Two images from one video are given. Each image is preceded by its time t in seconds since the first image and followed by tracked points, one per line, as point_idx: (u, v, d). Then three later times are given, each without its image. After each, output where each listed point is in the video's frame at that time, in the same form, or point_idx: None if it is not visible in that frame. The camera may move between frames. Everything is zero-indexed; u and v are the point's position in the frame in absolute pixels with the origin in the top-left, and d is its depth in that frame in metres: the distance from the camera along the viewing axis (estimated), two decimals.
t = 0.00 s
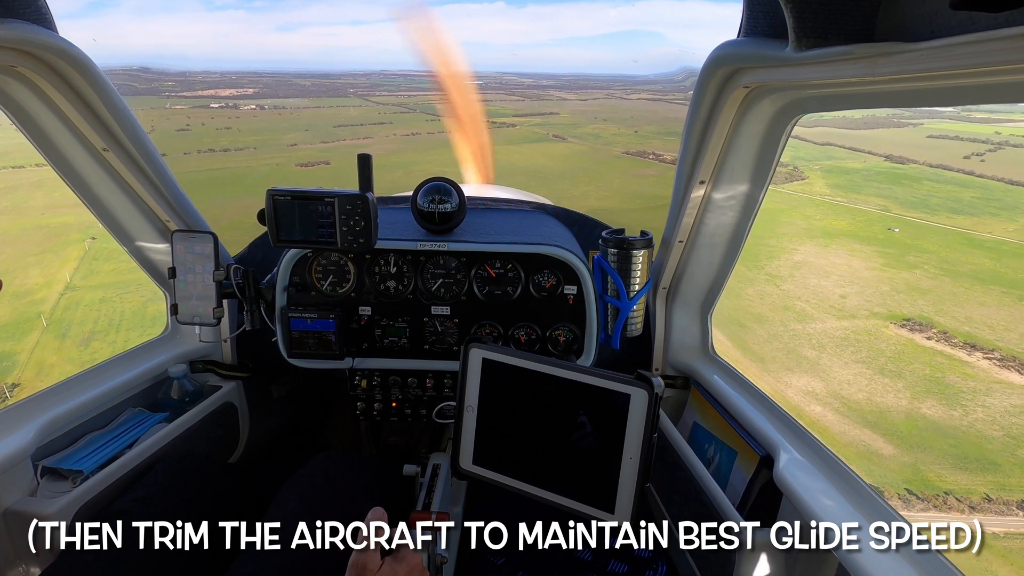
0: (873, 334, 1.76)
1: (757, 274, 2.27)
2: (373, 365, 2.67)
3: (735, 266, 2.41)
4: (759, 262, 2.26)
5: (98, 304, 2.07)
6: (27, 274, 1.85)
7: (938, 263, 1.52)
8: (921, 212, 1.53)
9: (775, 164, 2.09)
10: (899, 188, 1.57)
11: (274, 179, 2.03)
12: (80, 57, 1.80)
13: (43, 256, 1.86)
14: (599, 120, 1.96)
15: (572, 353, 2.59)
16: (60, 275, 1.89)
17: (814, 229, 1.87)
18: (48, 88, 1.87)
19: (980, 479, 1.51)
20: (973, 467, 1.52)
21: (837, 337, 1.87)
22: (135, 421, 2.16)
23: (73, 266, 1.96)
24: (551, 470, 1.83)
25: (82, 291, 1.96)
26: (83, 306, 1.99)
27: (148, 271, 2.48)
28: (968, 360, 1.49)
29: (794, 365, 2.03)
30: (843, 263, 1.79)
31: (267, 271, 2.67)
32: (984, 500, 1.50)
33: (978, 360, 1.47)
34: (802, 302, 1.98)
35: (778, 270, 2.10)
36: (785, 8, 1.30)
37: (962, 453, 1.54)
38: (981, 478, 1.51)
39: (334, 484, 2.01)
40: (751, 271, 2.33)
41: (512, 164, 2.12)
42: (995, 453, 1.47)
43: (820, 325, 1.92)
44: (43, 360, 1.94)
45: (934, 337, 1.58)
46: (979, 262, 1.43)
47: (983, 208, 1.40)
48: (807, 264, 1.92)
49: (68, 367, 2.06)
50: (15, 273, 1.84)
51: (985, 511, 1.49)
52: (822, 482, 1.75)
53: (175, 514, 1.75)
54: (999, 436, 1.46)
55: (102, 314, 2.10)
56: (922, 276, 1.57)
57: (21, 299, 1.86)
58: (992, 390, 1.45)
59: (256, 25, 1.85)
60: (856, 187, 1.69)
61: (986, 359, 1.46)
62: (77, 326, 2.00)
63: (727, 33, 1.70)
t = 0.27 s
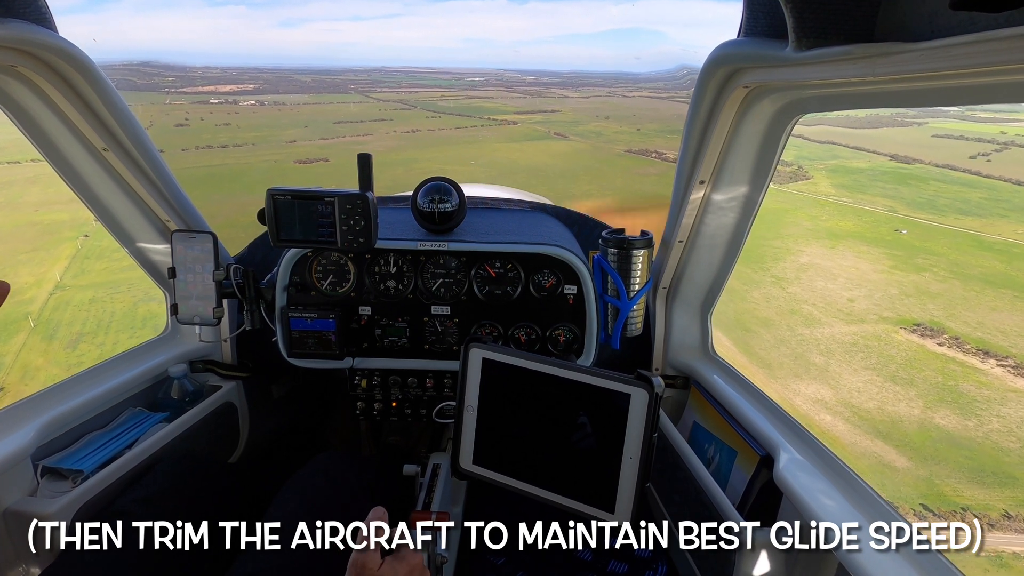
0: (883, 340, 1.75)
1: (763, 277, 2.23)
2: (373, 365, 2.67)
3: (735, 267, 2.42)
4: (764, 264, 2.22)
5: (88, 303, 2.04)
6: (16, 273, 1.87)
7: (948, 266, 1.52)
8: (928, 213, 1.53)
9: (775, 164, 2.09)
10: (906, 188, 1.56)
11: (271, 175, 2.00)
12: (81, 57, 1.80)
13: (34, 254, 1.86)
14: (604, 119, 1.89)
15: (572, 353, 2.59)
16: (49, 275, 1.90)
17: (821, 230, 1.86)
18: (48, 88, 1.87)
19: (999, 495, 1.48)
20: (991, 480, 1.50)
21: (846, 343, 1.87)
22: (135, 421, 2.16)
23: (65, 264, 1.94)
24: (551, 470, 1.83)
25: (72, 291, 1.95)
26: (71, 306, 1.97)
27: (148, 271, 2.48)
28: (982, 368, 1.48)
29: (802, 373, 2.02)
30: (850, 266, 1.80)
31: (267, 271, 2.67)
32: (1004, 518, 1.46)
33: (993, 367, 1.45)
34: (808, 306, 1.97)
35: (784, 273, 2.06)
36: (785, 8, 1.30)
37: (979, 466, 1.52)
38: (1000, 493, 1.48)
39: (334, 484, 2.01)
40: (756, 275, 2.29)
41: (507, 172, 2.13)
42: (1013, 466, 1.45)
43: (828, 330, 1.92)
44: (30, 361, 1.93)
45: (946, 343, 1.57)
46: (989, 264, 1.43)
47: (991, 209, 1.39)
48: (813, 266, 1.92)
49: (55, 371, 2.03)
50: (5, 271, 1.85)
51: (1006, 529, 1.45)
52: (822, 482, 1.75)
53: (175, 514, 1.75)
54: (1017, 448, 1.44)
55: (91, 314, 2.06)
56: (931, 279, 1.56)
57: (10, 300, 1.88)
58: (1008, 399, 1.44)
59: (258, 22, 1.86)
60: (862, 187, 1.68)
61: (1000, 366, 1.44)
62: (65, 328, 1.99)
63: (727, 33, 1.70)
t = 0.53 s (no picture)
0: (891, 343, 1.75)
1: (768, 278, 2.21)
2: (373, 365, 2.67)
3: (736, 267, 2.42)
4: (769, 265, 2.19)
5: (75, 304, 2.01)
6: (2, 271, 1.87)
7: (955, 267, 1.52)
8: (933, 212, 1.54)
9: (775, 164, 2.09)
10: (909, 186, 1.58)
11: (263, 171, 1.95)
12: (80, 57, 1.80)
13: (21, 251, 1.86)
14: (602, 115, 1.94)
15: (572, 353, 2.59)
16: (37, 275, 1.90)
17: (824, 229, 1.88)
18: (48, 89, 1.87)
19: (1015, 508, 1.45)
20: (1008, 494, 1.46)
21: (853, 347, 1.86)
22: (135, 421, 2.17)
23: (53, 263, 1.92)
24: (551, 470, 1.83)
25: (59, 291, 1.94)
26: (58, 306, 1.96)
27: (148, 271, 2.48)
28: (993, 372, 1.47)
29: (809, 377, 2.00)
30: (856, 266, 1.81)
31: (267, 271, 2.67)
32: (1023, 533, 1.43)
33: (1004, 372, 1.45)
34: (813, 307, 1.98)
35: (789, 274, 2.06)
36: (785, 8, 1.30)
37: (993, 477, 1.49)
38: (1017, 507, 1.45)
39: (334, 484, 2.01)
40: (761, 275, 2.26)
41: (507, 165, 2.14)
42: None
43: (834, 333, 1.92)
44: (12, 364, 1.89)
45: (955, 347, 1.56)
46: (998, 266, 1.44)
47: (997, 209, 1.39)
48: (818, 266, 1.93)
49: (38, 376, 1.97)
50: None
51: None
52: (822, 482, 1.75)
53: (174, 514, 1.75)
54: None
55: (78, 316, 2.03)
56: (938, 280, 1.56)
57: None
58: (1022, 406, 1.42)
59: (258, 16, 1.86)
60: (864, 185, 1.71)
61: (1011, 371, 1.43)
62: (51, 330, 1.97)
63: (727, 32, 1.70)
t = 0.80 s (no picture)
0: (900, 347, 1.71)
1: (772, 278, 2.16)
2: (372, 365, 2.66)
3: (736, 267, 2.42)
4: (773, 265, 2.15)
5: (62, 310, 1.94)
6: None
7: (964, 267, 1.49)
8: (939, 211, 1.51)
9: (775, 165, 2.09)
10: (913, 184, 1.56)
11: (258, 170, 1.93)
12: (80, 57, 1.80)
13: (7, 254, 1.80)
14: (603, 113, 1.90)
15: (572, 353, 2.59)
16: (24, 280, 1.83)
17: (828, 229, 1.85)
18: (48, 88, 1.87)
19: None
20: None
21: (863, 350, 1.83)
22: (134, 420, 2.17)
23: (40, 267, 1.84)
24: (551, 470, 1.83)
25: (45, 296, 1.87)
26: (43, 311, 1.89)
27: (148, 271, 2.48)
28: (1007, 377, 1.44)
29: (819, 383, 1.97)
30: (861, 266, 1.78)
31: (267, 270, 2.67)
32: None
33: (1018, 377, 1.42)
34: (818, 309, 1.95)
35: (792, 274, 2.03)
36: (786, 9, 1.30)
37: (1012, 489, 1.45)
38: None
39: (334, 484, 2.01)
40: (764, 275, 2.22)
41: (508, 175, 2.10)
42: None
43: (842, 336, 1.89)
44: None
45: (966, 350, 1.53)
46: (1008, 266, 1.40)
47: (1002, 207, 1.39)
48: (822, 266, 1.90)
49: (20, 385, 1.92)
50: None
51: None
52: (822, 482, 1.75)
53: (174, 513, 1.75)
54: None
55: (64, 322, 1.98)
56: (946, 280, 1.53)
57: None
58: None
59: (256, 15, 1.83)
60: (868, 182, 1.69)
61: None
62: (35, 336, 1.91)
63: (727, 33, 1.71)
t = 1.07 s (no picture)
0: (905, 361, 1.70)
1: (773, 288, 2.16)
2: (373, 366, 2.67)
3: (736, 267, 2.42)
4: (773, 274, 2.15)
5: (42, 312, 1.94)
6: None
7: (967, 279, 1.49)
8: (940, 221, 1.53)
9: (775, 164, 2.09)
10: (913, 193, 1.58)
11: (258, 172, 1.95)
12: (81, 57, 1.80)
13: None
14: (600, 117, 1.90)
15: (572, 353, 2.59)
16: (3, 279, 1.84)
17: (830, 239, 1.86)
18: (49, 89, 1.87)
19: None
20: None
21: (868, 365, 1.83)
22: (135, 421, 2.17)
23: (23, 267, 1.84)
24: (551, 470, 1.83)
25: (25, 298, 1.89)
26: (22, 313, 1.90)
27: (148, 271, 2.48)
28: (1015, 394, 1.43)
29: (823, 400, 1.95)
30: (863, 276, 1.78)
31: (268, 271, 2.67)
32: None
33: None
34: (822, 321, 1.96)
35: (794, 284, 2.03)
36: (785, 8, 1.30)
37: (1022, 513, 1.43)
38: None
39: (334, 484, 2.01)
40: (765, 285, 2.22)
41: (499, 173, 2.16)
42: None
43: (845, 350, 1.89)
44: None
45: (974, 366, 1.51)
46: (1012, 278, 1.40)
47: (1003, 217, 1.38)
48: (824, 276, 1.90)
49: None
50: None
51: None
52: (822, 482, 1.75)
53: (174, 514, 1.75)
54: None
55: (42, 325, 1.95)
56: (950, 292, 1.53)
57: None
58: None
59: (255, 16, 1.83)
60: (868, 192, 1.70)
61: None
62: (11, 339, 1.91)
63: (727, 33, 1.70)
